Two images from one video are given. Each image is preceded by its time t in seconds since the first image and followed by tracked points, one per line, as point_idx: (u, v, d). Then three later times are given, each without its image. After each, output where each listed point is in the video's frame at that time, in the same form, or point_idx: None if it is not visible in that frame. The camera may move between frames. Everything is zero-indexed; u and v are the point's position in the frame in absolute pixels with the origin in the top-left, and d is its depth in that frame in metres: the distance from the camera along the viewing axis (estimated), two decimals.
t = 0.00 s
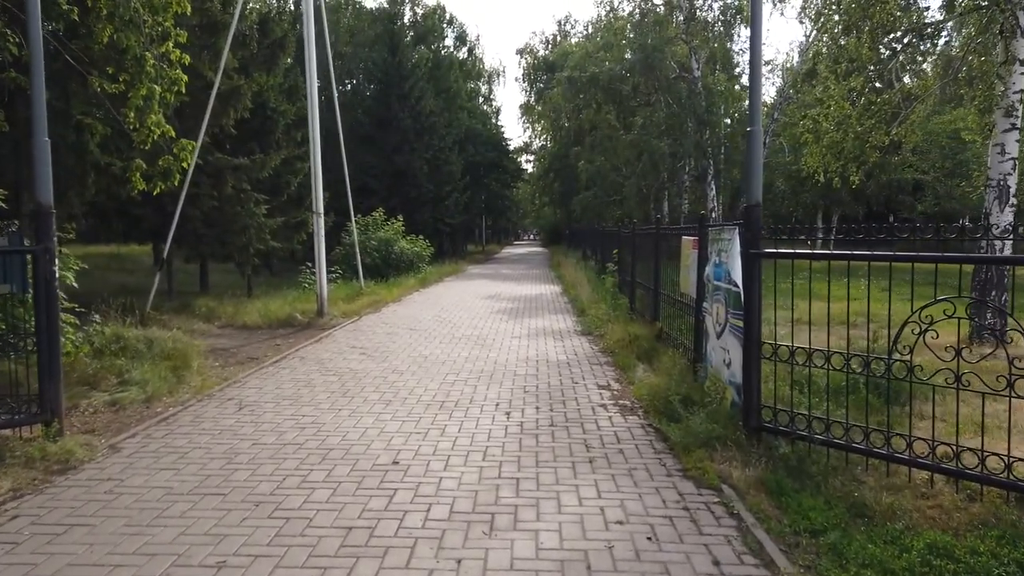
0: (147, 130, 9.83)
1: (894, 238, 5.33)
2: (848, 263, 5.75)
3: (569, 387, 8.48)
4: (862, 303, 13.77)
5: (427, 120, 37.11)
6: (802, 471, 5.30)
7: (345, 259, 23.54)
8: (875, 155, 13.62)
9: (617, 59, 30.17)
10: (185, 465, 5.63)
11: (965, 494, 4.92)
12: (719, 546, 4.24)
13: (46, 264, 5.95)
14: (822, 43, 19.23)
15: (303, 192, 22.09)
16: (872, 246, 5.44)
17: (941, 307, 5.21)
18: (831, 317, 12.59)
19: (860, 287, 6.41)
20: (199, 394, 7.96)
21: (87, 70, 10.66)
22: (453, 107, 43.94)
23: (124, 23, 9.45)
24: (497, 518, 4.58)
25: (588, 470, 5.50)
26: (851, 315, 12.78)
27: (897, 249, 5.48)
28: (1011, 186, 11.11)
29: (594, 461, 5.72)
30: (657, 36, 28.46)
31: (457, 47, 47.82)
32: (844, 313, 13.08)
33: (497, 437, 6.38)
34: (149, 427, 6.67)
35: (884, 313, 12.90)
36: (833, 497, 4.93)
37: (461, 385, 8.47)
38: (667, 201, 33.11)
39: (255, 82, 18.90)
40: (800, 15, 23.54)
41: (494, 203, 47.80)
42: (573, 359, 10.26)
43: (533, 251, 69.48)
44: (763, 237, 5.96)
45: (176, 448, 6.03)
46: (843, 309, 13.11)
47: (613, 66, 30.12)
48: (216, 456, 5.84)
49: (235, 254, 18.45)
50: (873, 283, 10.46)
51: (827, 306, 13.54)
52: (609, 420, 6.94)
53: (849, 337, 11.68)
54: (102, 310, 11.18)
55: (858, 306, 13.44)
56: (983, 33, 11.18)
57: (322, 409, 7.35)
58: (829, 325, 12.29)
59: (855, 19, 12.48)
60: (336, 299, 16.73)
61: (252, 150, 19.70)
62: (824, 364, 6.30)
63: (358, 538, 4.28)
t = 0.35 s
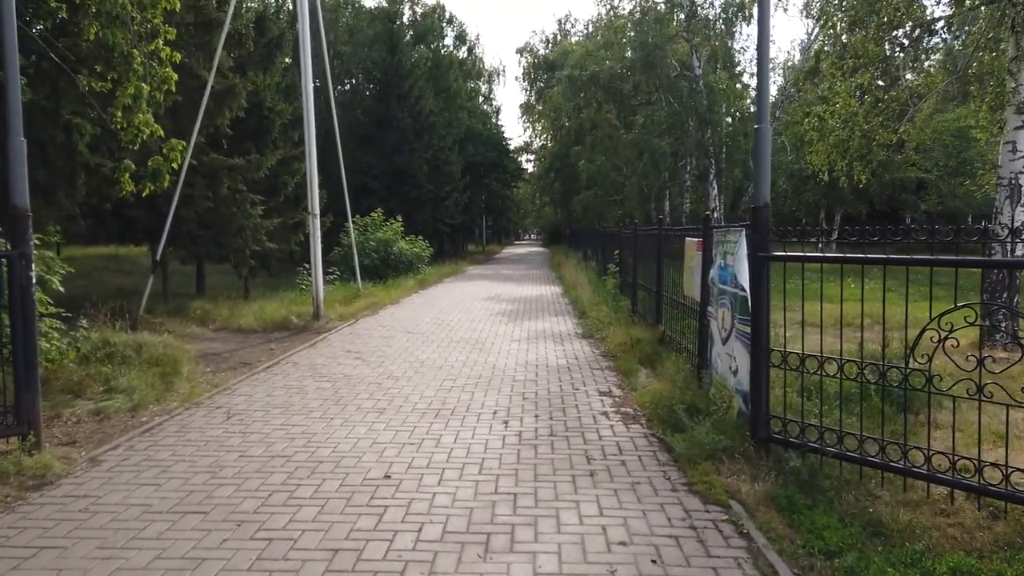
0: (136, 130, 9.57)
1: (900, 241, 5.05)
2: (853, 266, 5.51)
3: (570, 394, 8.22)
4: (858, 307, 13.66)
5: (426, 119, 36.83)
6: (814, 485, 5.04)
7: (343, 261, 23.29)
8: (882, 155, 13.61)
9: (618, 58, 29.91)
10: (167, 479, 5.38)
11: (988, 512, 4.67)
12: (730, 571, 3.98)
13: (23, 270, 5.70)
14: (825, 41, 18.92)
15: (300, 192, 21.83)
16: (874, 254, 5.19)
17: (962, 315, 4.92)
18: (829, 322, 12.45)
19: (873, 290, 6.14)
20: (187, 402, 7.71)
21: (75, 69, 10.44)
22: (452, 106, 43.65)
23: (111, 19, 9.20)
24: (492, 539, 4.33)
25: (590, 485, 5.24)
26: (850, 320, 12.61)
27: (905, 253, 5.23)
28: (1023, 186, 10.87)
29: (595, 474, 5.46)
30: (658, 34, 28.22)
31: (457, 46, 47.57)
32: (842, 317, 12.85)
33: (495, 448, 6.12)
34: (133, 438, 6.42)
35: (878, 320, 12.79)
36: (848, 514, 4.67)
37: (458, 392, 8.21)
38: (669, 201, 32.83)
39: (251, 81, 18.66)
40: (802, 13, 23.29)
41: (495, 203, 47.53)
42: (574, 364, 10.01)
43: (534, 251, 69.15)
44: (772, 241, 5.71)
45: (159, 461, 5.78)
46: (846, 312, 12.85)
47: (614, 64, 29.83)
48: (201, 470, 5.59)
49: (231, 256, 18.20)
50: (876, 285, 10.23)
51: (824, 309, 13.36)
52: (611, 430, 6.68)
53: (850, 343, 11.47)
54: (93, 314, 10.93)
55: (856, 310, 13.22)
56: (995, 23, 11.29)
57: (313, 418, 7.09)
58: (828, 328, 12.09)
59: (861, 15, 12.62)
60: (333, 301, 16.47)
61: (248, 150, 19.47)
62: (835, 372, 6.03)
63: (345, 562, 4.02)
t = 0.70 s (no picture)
0: (126, 125, 9.34)
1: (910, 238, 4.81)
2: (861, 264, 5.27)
3: (570, 397, 7.98)
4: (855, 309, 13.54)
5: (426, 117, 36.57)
6: (827, 496, 4.79)
7: (342, 260, 23.06)
8: (890, 151, 13.70)
9: (619, 55, 29.63)
10: (148, 488, 5.14)
11: (1012, 526, 4.43)
12: None
13: None
14: (829, 38, 18.68)
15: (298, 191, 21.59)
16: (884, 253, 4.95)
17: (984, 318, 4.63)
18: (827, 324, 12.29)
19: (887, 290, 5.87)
20: (175, 405, 7.47)
21: (65, 64, 10.21)
22: (453, 105, 43.40)
23: (99, 11, 8.96)
24: (488, 555, 4.08)
25: (592, 495, 5.00)
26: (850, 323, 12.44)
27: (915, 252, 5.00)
28: None
29: (597, 484, 5.21)
30: (661, 31, 28.00)
31: (457, 44, 47.36)
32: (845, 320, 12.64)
33: (492, 454, 5.88)
34: (116, 444, 6.17)
35: (877, 323, 12.67)
36: (865, 528, 4.42)
37: (454, 395, 7.97)
38: (670, 200, 32.56)
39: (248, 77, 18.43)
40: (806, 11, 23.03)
41: (495, 202, 47.26)
42: (575, 365, 9.77)
43: (534, 250, 68.87)
44: (783, 238, 5.44)
45: (141, 468, 5.54)
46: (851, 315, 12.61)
47: (615, 61, 29.52)
48: (185, 478, 5.35)
49: (228, 255, 17.96)
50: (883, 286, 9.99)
51: (825, 311, 13.22)
52: (613, 435, 6.43)
53: (852, 345, 11.30)
54: (84, 314, 10.69)
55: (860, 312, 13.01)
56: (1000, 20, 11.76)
57: (305, 422, 6.85)
58: (828, 330, 11.91)
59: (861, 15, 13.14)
60: (330, 301, 16.23)
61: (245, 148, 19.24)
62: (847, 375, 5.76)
63: None
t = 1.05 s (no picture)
0: (113, 123, 9.10)
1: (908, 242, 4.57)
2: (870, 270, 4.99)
3: (569, 405, 7.71)
4: (855, 314, 13.37)
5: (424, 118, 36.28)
6: (840, 516, 4.52)
7: (337, 261, 22.78)
8: (896, 151, 13.80)
9: (619, 55, 29.34)
10: (125, 504, 4.89)
11: None
12: None
13: None
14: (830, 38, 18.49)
15: (293, 191, 21.31)
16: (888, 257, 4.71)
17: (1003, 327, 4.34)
18: (828, 329, 12.10)
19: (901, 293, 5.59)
20: (159, 413, 7.23)
21: (51, 60, 9.95)
22: (451, 105, 43.10)
23: (83, 4, 8.68)
24: None
25: (593, 512, 4.73)
26: (852, 329, 12.24)
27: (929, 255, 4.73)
28: None
29: (597, 500, 4.95)
30: (661, 30, 27.75)
31: (456, 45, 47.12)
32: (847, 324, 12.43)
33: (487, 466, 5.62)
34: (95, 454, 5.92)
35: (880, 329, 12.45)
36: (879, 548, 4.17)
37: (449, 403, 7.70)
38: (670, 202, 32.27)
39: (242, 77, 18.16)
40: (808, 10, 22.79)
41: (494, 203, 46.99)
42: (573, 371, 9.51)
43: (532, 251, 68.54)
44: (793, 241, 5.17)
45: (119, 482, 5.29)
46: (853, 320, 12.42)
47: (615, 61, 29.18)
48: (163, 493, 5.09)
49: (221, 256, 17.69)
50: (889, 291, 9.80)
51: (827, 315, 13.01)
52: (613, 446, 6.17)
53: (857, 352, 11.05)
54: (69, 316, 10.42)
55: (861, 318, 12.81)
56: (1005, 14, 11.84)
57: (294, 432, 6.59)
58: (830, 335, 11.71)
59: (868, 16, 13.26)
60: (325, 303, 15.97)
61: (240, 147, 19.00)
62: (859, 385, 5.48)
63: None
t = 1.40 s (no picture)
0: (96, 119, 8.79)
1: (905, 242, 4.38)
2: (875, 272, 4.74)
3: (568, 410, 7.43)
4: (855, 316, 13.22)
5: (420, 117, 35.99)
6: (856, 533, 4.24)
7: (331, 261, 22.48)
8: (900, 150, 13.54)
9: (617, 53, 28.98)
10: (97, 519, 4.60)
11: None
12: None
13: None
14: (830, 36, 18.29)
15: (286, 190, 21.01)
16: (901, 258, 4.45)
17: None
18: (826, 331, 11.98)
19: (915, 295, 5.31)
20: (141, 419, 6.93)
21: (34, 54, 9.65)
22: (447, 104, 42.81)
23: None
24: None
25: (595, 528, 4.46)
26: (852, 331, 12.10)
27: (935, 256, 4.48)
28: None
29: (598, 514, 4.69)
30: (659, 29, 27.47)
31: (452, 44, 46.85)
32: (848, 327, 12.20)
33: (482, 478, 5.34)
34: (69, 464, 5.62)
35: (881, 331, 12.24)
36: (899, 569, 3.91)
37: (442, 409, 7.41)
38: (667, 202, 32.05)
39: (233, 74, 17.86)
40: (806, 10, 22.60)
41: (490, 203, 46.72)
42: (571, 374, 9.23)
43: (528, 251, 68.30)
44: (804, 241, 4.91)
45: (92, 495, 4.99)
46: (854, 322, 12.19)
47: (612, 60, 28.81)
48: (138, 507, 4.80)
49: (212, 256, 17.38)
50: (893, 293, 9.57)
51: (828, 318, 12.78)
52: (614, 455, 5.91)
53: (859, 355, 10.84)
54: (51, 318, 10.10)
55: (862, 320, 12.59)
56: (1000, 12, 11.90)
57: (280, 440, 6.30)
58: (830, 338, 11.48)
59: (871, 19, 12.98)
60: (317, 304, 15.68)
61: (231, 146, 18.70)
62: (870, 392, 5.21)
63: None
